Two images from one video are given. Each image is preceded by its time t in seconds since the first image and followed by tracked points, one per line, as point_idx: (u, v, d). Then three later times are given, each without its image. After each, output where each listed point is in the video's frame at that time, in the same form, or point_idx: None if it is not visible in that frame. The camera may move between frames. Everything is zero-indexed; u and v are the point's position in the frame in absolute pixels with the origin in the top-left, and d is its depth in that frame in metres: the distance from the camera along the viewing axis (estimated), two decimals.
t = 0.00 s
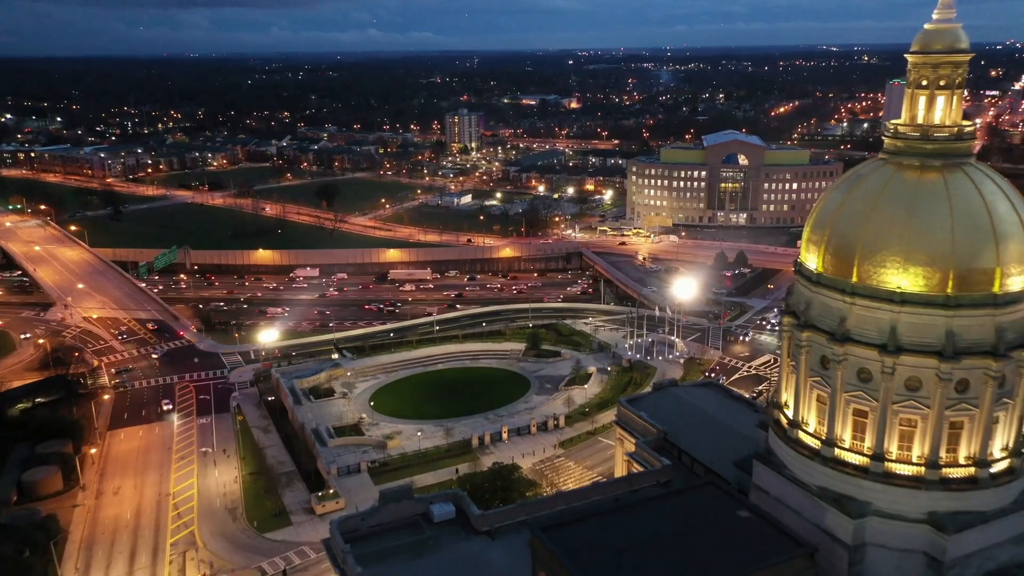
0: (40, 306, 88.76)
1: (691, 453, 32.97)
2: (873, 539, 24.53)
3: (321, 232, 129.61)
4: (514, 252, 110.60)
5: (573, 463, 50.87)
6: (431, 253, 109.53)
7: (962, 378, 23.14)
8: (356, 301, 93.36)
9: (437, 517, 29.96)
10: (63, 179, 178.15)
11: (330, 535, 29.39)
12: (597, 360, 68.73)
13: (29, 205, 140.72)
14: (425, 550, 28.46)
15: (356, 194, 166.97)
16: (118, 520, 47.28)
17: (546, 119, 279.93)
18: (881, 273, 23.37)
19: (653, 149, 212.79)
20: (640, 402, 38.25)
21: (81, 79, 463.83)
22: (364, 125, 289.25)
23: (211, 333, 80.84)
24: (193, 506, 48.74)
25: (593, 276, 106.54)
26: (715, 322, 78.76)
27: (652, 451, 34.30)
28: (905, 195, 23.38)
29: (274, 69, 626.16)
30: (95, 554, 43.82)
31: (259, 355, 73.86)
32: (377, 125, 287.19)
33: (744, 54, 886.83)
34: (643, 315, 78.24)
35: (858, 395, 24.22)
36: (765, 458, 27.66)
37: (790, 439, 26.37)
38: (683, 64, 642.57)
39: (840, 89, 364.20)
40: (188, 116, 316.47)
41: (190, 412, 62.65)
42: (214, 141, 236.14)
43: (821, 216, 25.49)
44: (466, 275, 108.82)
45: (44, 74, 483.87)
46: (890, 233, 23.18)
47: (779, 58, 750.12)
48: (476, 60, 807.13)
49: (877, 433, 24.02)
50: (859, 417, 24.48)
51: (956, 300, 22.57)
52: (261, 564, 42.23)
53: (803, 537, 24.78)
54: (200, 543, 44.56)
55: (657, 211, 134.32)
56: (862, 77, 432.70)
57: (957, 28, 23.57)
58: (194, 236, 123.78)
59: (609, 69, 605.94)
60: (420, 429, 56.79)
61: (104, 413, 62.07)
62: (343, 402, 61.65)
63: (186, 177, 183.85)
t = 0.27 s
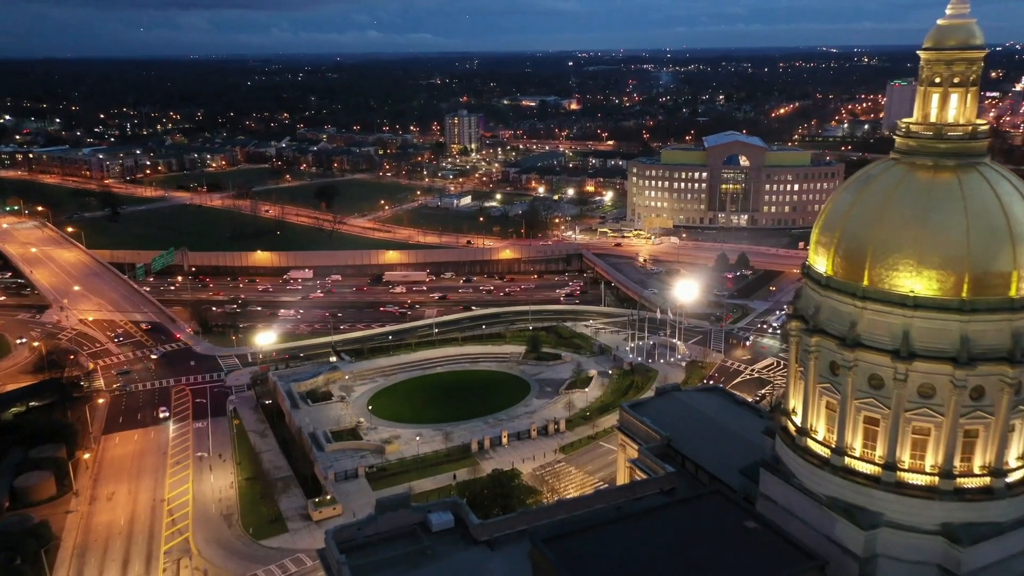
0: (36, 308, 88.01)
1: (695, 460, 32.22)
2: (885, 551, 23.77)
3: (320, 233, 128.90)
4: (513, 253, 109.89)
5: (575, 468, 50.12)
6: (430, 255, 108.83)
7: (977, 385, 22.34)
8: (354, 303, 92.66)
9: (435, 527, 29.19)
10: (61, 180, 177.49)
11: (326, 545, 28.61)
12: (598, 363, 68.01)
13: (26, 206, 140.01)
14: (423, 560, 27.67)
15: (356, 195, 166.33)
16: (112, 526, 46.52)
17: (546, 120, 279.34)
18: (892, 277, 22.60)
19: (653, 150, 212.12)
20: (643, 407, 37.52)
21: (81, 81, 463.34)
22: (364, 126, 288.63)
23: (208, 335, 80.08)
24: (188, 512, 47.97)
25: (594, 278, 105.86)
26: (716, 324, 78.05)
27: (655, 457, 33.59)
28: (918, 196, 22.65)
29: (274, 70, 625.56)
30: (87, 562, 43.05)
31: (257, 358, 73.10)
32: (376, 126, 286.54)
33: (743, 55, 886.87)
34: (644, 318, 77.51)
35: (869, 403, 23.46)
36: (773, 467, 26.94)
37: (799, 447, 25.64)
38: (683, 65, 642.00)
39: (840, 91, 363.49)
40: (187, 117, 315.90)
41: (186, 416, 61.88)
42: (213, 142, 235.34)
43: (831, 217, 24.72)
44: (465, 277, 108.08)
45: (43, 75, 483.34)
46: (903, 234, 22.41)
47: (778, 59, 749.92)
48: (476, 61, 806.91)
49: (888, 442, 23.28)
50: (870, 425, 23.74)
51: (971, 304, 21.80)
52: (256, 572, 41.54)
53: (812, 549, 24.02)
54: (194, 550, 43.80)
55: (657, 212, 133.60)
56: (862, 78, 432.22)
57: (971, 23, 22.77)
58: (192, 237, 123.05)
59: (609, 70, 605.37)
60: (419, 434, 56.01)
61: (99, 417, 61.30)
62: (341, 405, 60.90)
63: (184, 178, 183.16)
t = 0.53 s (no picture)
0: (31, 310, 87.07)
1: (701, 469, 31.32)
2: (899, 565, 22.90)
3: (319, 235, 128.03)
4: (513, 255, 109.02)
5: (576, 475, 49.18)
6: (430, 257, 107.93)
7: (996, 394, 21.45)
8: (353, 306, 91.79)
9: (432, 539, 28.25)
10: (58, 182, 176.57)
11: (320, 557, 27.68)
12: (599, 366, 67.10)
13: (23, 208, 139.10)
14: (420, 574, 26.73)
15: (355, 197, 165.44)
16: (104, 534, 45.59)
17: (546, 122, 278.47)
18: (908, 281, 21.72)
19: (654, 151, 211.32)
20: (647, 413, 36.65)
21: (80, 82, 462.38)
22: (363, 127, 287.84)
23: (204, 338, 79.14)
24: (181, 519, 47.04)
25: (594, 280, 105.06)
26: (718, 327, 77.23)
27: (659, 465, 32.71)
28: (934, 197, 21.80)
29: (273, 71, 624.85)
30: (78, 571, 42.14)
31: (253, 362, 72.18)
32: (376, 128, 285.70)
33: (743, 56, 886.91)
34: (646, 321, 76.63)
35: (884, 412, 22.57)
36: (782, 477, 26.06)
37: (809, 457, 24.76)
38: (682, 67, 641.14)
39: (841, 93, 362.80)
40: (186, 119, 314.89)
41: (181, 420, 60.94)
42: (212, 143, 234.31)
43: (843, 219, 23.85)
44: (465, 279, 107.22)
45: (41, 77, 482.56)
46: (921, 237, 21.52)
47: (778, 61, 749.19)
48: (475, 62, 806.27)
49: (903, 453, 22.39)
50: (884, 434, 22.87)
51: (991, 310, 20.91)
52: None
53: (824, 563, 23.15)
54: (187, 559, 42.87)
55: (658, 214, 132.73)
56: (862, 80, 431.50)
57: (990, 18, 21.92)
58: (189, 239, 122.17)
59: (609, 72, 604.60)
60: (417, 439, 55.10)
61: (92, 421, 60.38)
62: (338, 410, 59.97)
63: (182, 180, 182.27)
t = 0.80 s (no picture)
0: (26, 313, 86.14)
1: (707, 479, 30.40)
2: None
3: (317, 237, 127.11)
4: (513, 257, 108.17)
5: (577, 482, 48.26)
6: (429, 259, 107.02)
7: (1020, 404, 20.49)
8: (351, 309, 90.82)
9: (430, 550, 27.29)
10: (56, 183, 175.71)
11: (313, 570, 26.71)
12: (600, 370, 66.19)
13: (20, 209, 138.20)
14: None
15: (354, 199, 164.50)
16: (95, 542, 44.61)
17: (546, 124, 277.72)
18: (925, 285, 20.83)
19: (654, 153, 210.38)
20: (650, 420, 35.76)
21: (79, 84, 461.58)
22: (362, 129, 286.93)
23: (200, 341, 78.19)
24: (174, 527, 46.04)
25: (594, 282, 104.19)
26: (721, 330, 76.31)
27: (663, 474, 31.82)
28: (953, 197, 20.93)
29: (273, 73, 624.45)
30: None
31: (250, 366, 71.25)
32: (375, 130, 284.77)
33: (743, 58, 886.83)
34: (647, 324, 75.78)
35: (899, 421, 21.66)
36: (792, 488, 25.15)
37: (821, 468, 23.85)
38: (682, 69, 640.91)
39: (841, 95, 362.26)
40: (185, 120, 313.88)
41: (176, 426, 59.98)
42: (210, 145, 233.53)
43: (855, 220, 22.95)
44: (464, 281, 106.30)
45: (40, 79, 481.85)
46: (939, 239, 20.62)
47: (778, 63, 749.00)
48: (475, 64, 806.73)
49: (920, 465, 21.48)
50: (899, 445, 21.95)
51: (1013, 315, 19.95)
52: None
53: None
54: (180, 568, 41.91)
55: (659, 215, 131.82)
56: (863, 82, 430.69)
57: (1010, 10, 21.00)
58: (187, 241, 121.33)
59: (609, 73, 603.88)
60: (416, 445, 54.19)
61: (86, 427, 59.43)
62: (335, 414, 59.02)
63: (181, 182, 181.39)
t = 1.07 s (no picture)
0: (21, 316, 85.40)
1: (713, 487, 29.63)
2: None
3: (315, 239, 126.30)
4: (513, 259, 107.37)
5: (578, 487, 47.45)
6: (428, 261, 106.21)
7: None
8: (349, 311, 90.00)
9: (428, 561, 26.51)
10: (54, 185, 175.01)
11: None
12: (601, 373, 65.41)
13: (16, 211, 137.48)
14: None
15: (353, 200, 163.77)
16: (87, 549, 43.80)
17: (546, 125, 276.98)
18: (941, 288, 20.02)
19: (654, 154, 209.59)
20: (653, 426, 34.98)
21: (79, 85, 460.92)
22: (362, 130, 286.27)
23: (196, 344, 77.41)
24: (169, 534, 45.23)
25: (595, 284, 103.47)
26: (723, 333, 75.55)
27: (667, 482, 31.05)
28: (970, 198, 20.19)
29: (273, 75, 623.95)
30: None
31: (247, 369, 70.46)
32: (375, 131, 284.06)
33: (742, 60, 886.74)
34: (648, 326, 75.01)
35: (914, 429, 20.86)
36: (801, 498, 24.38)
37: (831, 477, 23.08)
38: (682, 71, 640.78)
39: (841, 97, 361.44)
40: (184, 122, 313.19)
41: (171, 430, 59.15)
42: (210, 146, 232.66)
43: (868, 220, 22.18)
44: (463, 283, 105.53)
45: (40, 81, 481.25)
46: (955, 239, 19.84)
47: (777, 65, 748.62)
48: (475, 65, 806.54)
49: (935, 474, 20.69)
50: (913, 454, 21.17)
51: None
52: None
53: None
54: None
55: (660, 217, 131.09)
56: (863, 83, 429.94)
57: None
58: (185, 243, 120.58)
59: (609, 74, 603.15)
60: (414, 449, 53.37)
61: (80, 431, 58.64)
62: (333, 419, 58.22)
63: (179, 183, 180.63)
